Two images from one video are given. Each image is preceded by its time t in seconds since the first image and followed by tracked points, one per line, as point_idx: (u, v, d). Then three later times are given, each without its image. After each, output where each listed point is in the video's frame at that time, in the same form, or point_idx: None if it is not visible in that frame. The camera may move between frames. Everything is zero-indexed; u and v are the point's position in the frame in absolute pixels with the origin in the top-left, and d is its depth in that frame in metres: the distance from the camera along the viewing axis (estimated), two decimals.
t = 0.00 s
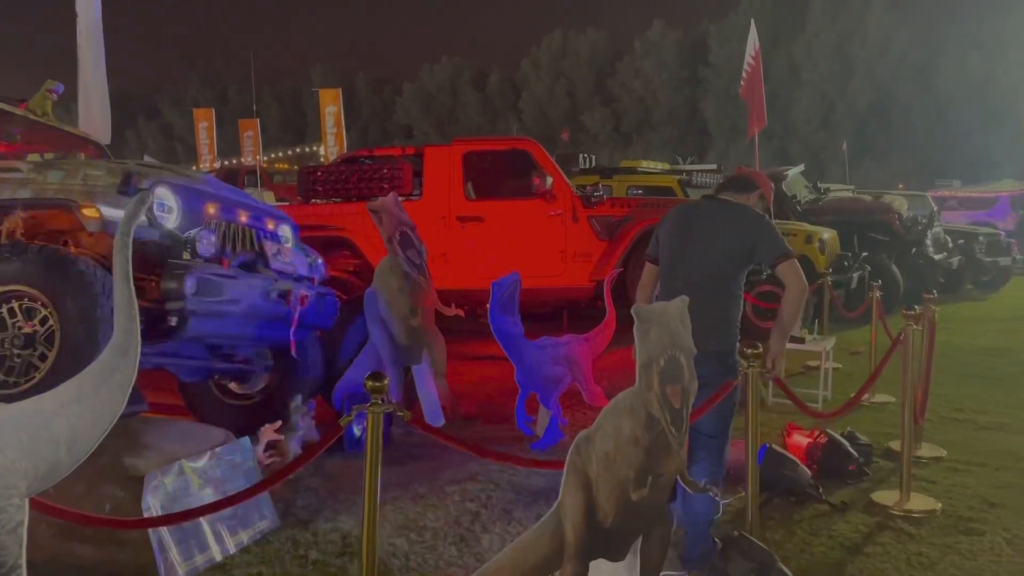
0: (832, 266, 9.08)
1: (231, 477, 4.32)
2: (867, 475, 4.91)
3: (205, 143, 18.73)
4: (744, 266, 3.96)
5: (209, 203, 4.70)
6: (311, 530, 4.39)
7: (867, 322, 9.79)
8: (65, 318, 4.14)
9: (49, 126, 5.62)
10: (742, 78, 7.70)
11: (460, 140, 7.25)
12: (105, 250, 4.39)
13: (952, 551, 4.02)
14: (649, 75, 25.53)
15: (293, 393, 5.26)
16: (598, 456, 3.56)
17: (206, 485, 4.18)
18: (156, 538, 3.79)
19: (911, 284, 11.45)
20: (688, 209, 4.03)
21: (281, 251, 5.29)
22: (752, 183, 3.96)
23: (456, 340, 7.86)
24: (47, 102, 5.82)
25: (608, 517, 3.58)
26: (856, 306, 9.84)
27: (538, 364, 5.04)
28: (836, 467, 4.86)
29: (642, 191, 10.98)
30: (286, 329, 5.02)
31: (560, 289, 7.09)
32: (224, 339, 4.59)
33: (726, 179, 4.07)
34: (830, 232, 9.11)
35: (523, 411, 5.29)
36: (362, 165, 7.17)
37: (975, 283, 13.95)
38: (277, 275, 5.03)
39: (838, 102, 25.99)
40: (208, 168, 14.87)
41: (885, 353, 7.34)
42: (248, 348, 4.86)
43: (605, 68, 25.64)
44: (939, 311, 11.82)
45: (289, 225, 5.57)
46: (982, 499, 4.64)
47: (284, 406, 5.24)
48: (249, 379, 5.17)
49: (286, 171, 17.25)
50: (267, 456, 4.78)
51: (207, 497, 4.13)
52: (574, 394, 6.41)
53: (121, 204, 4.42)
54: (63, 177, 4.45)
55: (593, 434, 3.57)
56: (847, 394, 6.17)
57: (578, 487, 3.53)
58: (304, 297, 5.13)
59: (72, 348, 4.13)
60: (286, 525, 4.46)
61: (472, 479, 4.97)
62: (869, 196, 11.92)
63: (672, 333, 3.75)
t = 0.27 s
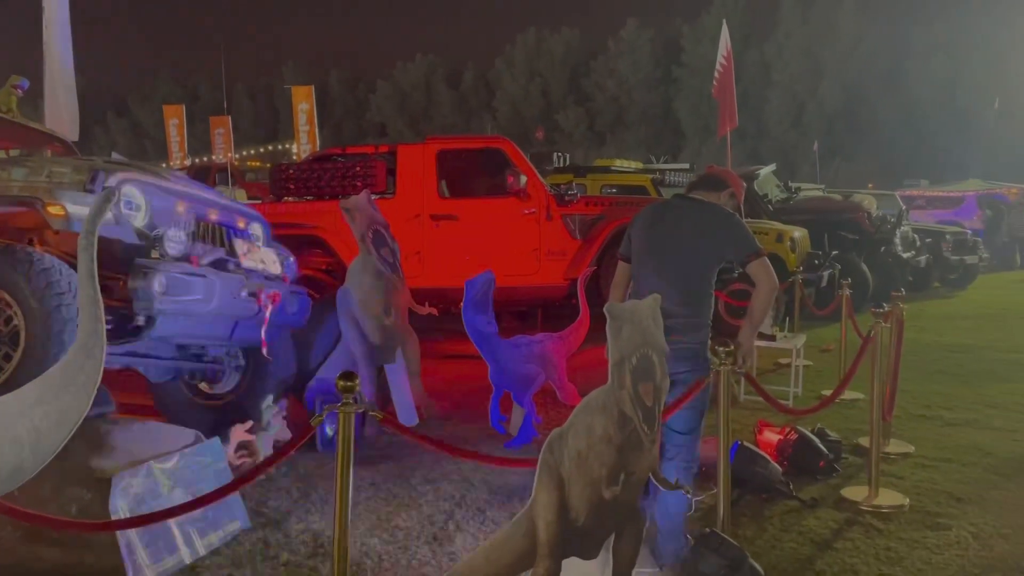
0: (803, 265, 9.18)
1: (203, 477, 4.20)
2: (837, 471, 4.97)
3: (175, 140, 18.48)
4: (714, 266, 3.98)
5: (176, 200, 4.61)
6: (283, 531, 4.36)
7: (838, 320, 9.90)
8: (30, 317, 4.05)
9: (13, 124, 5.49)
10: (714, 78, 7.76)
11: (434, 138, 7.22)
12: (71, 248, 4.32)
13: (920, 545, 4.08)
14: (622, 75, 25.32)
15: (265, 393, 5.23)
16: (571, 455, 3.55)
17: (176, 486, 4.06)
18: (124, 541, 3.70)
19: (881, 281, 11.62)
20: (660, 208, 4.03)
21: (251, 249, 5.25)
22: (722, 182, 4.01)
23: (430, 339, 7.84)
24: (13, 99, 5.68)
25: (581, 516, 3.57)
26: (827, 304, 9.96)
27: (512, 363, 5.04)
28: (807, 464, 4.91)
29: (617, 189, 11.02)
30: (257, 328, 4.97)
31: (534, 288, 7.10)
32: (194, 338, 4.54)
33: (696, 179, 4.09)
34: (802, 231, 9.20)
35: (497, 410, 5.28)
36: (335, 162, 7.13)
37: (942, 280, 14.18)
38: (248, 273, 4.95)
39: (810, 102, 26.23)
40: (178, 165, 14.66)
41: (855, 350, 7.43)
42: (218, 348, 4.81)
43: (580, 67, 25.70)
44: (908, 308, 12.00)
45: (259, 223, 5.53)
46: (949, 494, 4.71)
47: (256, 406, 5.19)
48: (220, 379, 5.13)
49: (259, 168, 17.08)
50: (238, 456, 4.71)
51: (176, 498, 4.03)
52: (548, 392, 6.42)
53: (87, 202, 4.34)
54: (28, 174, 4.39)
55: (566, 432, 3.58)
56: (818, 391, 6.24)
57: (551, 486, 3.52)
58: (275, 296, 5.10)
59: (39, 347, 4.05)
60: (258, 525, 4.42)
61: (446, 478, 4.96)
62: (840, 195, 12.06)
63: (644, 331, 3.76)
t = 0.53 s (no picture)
0: (772, 263, 9.28)
1: (170, 480, 4.13)
2: (805, 467, 5.03)
3: (142, 137, 18.24)
4: (684, 263, 4.00)
5: (144, 198, 4.58)
6: (253, 532, 4.32)
7: (805, 318, 10.03)
8: None
9: None
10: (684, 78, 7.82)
11: (405, 137, 7.20)
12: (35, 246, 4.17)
13: (886, 540, 4.14)
14: (594, 75, 26.02)
15: (235, 392, 5.11)
16: (542, 452, 3.55)
17: (143, 488, 3.99)
18: (89, 547, 3.69)
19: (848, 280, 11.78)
20: (630, 207, 4.07)
21: (220, 248, 5.12)
22: (693, 181, 4.04)
23: (402, 339, 7.81)
24: None
25: (552, 515, 3.57)
26: (795, 302, 10.08)
27: (484, 362, 5.03)
28: (776, 460, 4.97)
29: (589, 188, 11.06)
30: (226, 327, 4.89)
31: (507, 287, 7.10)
32: (163, 338, 4.48)
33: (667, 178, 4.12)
34: (771, 230, 9.30)
35: (469, 409, 5.27)
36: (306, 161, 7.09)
37: (907, 278, 14.41)
38: (217, 272, 4.89)
39: (779, 104, 26.54)
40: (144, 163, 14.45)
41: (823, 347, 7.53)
42: (187, 347, 4.76)
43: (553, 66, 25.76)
44: (874, 306, 12.19)
45: (229, 222, 5.40)
46: (914, 489, 4.79)
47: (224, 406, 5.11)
48: (188, 380, 5.12)
49: (227, 166, 16.87)
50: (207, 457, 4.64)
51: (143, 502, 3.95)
52: (520, 391, 6.43)
53: (51, 200, 4.28)
54: None
55: (538, 431, 3.57)
56: (786, 388, 6.31)
57: (523, 486, 3.52)
58: (245, 295, 5.01)
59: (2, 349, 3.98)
60: (227, 527, 4.37)
61: (418, 477, 4.94)
62: (807, 194, 12.21)
63: (615, 330, 3.78)
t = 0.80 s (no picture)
0: (740, 262, 9.36)
1: (132, 482, 4.08)
2: (772, 464, 5.08)
3: (107, 134, 17.95)
4: (651, 263, 4.02)
5: (105, 196, 4.42)
6: (218, 535, 4.26)
7: (773, 316, 10.14)
8: None
9: None
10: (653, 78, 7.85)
11: (375, 134, 7.12)
12: None
13: (851, 536, 4.20)
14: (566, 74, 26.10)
15: (200, 391, 5.07)
16: (511, 452, 3.54)
17: (105, 490, 3.93)
18: (51, 549, 3.59)
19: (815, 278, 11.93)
20: (600, 206, 4.08)
21: (184, 247, 5.08)
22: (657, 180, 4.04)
23: (372, 338, 7.77)
24: None
25: (521, 514, 3.55)
26: (763, 300, 10.18)
27: (453, 361, 5.01)
28: (743, 457, 5.01)
29: (559, 187, 11.08)
30: (190, 328, 4.84)
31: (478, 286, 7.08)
32: (125, 339, 4.43)
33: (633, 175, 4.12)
34: (739, 229, 9.38)
35: (439, 409, 5.25)
36: (274, 159, 6.95)
37: (873, 276, 14.63)
38: (180, 272, 4.84)
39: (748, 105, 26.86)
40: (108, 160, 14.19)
41: (790, 345, 7.62)
42: (151, 347, 4.71)
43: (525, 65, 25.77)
44: (840, 304, 12.38)
45: (194, 221, 5.36)
46: (879, 485, 4.86)
47: (189, 408, 5.05)
48: (151, 380, 4.99)
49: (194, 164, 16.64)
50: (170, 460, 4.57)
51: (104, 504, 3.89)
52: (491, 390, 6.42)
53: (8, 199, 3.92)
54: None
55: (506, 430, 3.58)
56: (754, 385, 6.37)
57: (491, 486, 3.50)
58: (209, 295, 4.98)
59: None
60: (192, 530, 4.31)
61: (387, 478, 4.91)
62: (775, 194, 12.34)
63: (585, 327, 3.71)
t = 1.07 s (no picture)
0: (710, 262, 9.44)
1: (98, 486, 4.01)
2: (741, 461, 5.13)
3: (72, 132, 17.64)
4: (621, 263, 4.05)
5: (69, 195, 4.41)
6: (186, 538, 4.21)
7: (742, 315, 10.24)
8: None
9: None
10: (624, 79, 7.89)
11: (346, 134, 7.08)
12: None
13: (819, 531, 4.25)
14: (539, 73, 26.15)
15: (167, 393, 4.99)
16: (482, 452, 3.51)
17: (69, 495, 3.87)
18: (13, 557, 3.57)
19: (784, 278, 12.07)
20: (569, 205, 4.07)
21: (152, 246, 4.92)
22: (620, 175, 4.05)
23: (342, 338, 7.72)
24: None
25: (492, 514, 3.53)
26: (732, 299, 10.28)
27: (425, 362, 4.99)
28: (712, 455, 5.05)
29: (531, 187, 11.10)
30: (157, 329, 4.75)
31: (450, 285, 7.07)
32: (89, 339, 4.35)
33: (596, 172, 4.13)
34: (710, 229, 9.47)
35: (410, 409, 5.23)
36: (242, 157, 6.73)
37: (840, 276, 14.84)
38: (147, 272, 4.75)
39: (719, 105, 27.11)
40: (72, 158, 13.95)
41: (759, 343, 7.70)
42: (116, 348, 4.62)
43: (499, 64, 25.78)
44: (809, 303, 12.55)
45: (162, 219, 5.21)
46: (845, 481, 4.93)
47: (156, 410, 4.97)
48: (118, 381, 4.94)
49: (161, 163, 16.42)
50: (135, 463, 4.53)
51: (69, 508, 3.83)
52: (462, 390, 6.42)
53: None
54: None
55: (477, 430, 3.52)
56: (723, 383, 6.43)
57: (461, 486, 3.47)
58: (178, 295, 4.88)
59: None
60: (159, 533, 4.25)
61: (357, 479, 4.89)
62: (744, 194, 12.47)
63: (555, 327, 3.72)
